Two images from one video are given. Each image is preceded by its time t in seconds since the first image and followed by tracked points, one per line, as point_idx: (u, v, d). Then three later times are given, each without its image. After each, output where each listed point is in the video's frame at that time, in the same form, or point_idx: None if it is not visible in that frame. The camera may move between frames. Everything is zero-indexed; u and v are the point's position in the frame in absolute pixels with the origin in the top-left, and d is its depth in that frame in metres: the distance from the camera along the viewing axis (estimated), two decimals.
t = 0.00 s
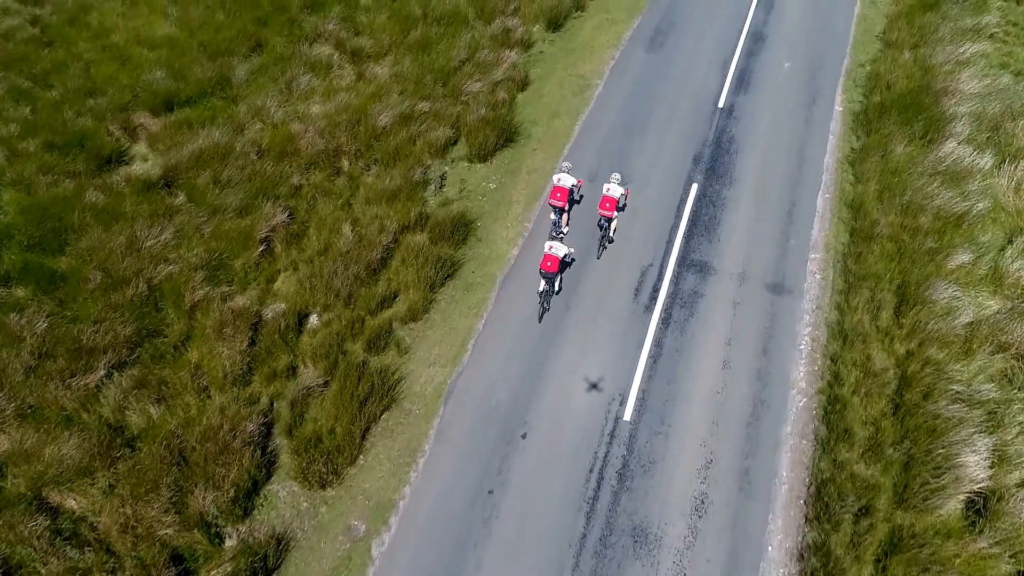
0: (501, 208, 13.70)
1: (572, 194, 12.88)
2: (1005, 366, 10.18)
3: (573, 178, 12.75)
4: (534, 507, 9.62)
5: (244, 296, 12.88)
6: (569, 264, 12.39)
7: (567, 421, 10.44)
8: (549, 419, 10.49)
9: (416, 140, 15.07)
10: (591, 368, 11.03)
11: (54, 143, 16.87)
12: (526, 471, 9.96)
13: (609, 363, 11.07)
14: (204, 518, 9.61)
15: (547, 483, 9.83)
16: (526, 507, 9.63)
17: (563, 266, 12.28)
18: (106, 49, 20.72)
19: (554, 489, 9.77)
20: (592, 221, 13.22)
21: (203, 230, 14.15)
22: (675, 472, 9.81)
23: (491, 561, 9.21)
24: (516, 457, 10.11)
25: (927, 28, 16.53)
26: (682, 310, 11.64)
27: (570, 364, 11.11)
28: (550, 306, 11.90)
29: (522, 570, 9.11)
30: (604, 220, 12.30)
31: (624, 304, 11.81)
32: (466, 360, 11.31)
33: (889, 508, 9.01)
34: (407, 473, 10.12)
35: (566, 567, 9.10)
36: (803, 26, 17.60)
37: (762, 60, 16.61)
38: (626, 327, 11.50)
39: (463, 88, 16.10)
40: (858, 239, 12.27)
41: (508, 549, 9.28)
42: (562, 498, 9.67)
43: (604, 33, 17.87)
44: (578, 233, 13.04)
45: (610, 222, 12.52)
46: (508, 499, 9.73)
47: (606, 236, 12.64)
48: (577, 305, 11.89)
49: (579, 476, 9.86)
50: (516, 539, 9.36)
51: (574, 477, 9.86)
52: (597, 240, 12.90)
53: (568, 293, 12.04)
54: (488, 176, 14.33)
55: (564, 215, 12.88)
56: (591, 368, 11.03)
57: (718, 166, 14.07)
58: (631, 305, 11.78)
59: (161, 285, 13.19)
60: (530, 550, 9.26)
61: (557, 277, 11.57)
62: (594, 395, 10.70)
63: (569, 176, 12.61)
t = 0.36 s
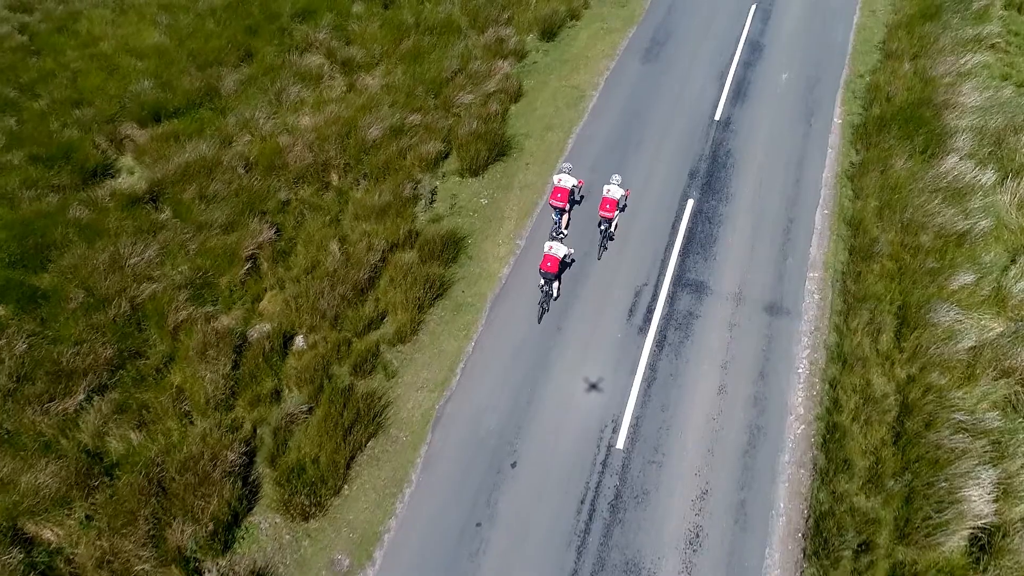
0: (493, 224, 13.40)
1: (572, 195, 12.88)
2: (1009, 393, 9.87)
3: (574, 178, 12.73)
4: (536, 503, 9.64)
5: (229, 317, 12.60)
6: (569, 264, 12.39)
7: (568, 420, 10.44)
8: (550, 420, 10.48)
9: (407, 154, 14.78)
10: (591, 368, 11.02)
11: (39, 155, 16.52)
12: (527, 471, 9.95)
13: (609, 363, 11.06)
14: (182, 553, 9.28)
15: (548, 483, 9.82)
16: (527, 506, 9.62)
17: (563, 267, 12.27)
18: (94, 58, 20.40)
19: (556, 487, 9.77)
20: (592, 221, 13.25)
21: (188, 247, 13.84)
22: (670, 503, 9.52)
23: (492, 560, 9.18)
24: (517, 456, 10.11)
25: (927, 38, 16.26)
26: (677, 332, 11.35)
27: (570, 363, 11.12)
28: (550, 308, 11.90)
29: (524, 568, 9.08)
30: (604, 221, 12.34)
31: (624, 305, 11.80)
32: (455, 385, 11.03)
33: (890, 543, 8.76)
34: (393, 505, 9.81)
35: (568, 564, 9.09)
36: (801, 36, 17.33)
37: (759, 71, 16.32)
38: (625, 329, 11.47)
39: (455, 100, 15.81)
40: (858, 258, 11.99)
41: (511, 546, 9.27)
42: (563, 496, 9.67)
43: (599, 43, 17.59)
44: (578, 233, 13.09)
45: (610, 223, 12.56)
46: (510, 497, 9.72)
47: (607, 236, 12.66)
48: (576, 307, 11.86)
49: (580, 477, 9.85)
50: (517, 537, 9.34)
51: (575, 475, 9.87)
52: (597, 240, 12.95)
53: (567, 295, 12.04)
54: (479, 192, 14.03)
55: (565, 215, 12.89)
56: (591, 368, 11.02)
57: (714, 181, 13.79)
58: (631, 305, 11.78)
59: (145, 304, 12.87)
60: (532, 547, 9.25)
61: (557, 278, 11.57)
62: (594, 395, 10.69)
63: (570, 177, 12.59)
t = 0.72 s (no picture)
0: (483, 243, 13.05)
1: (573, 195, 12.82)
2: (1014, 424, 9.57)
3: (575, 179, 12.66)
4: (537, 502, 9.62)
5: (211, 339, 12.28)
6: (570, 264, 12.39)
7: (568, 420, 10.42)
8: (549, 420, 10.45)
9: (396, 169, 14.44)
10: (591, 368, 10.99)
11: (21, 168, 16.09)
12: (526, 473, 9.92)
13: (609, 363, 11.03)
14: None
15: (548, 483, 9.79)
16: (527, 506, 9.59)
17: (563, 267, 12.29)
18: (80, 68, 20.03)
19: (556, 487, 9.75)
20: (593, 222, 13.21)
21: (171, 266, 13.49)
22: (663, 538, 9.20)
23: (492, 561, 9.14)
24: (517, 457, 10.09)
25: (928, 50, 15.95)
26: (671, 357, 11.02)
27: (569, 362, 11.11)
28: (550, 308, 11.86)
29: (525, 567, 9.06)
30: (605, 221, 12.26)
31: (624, 305, 11.77)
32: (442, 413, 10.69)
33: None
34: (376, 541, 9.47)
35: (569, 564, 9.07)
36: (799, 46, 17.00)
37: (756, 83, 15.98)
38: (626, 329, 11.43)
39: (446, 113, 15.48)
40: (857, 279, 11.67)
41: (511, 546, 9.24)
42: (563, 496, 9.65)
43: (593, 54, 17.28)
44: (579, 234, 13.04)
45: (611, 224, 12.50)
46: (510, 496, 9.70)
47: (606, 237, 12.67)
48: (575, 309, 11.81)
49: (579, 479, 9.81)
50: (518, 538, 9.31)
51: (575, 476, 9.84)
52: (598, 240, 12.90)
53: (567, 295, 12.03)
54: (469, 210, 13.68)
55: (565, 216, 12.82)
56: (590, 368, 10.99)
57: (710, 198, 13.45)
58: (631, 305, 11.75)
59: (125, 326, 12.50)
60: (532, 547, 9.22)
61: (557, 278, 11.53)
62: (594, 395, 10.67)
63: (571, 178, 12.52)
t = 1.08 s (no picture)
0: (472, 263, 12.71)
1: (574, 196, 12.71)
2: (1019, 457, 9.25)
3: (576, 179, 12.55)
4: (537, 501, 9.64)
5: (193, 363, 11.95)
6: (570, 265, 12.36)
7: (568, 420, 10.43)
8: (549, 421, 10.46)
9: (385, 185, 14.11)
10: (590, 369, 11.00)
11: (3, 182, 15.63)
12: (526, 474, 9.92)
13: (609, 364, 11.03)
14: None
15: (548, 484, 9.80)
16: (528, 506, 9.60)
17: (563, 268, 12.27)
18: (67, 78, 19.62)
19: (557, 486, 9.76)
20: (594, 223, 13.13)
21: (154, 286, 13.13)
22: None
23: (492, 562, 9.15)
24: (517, 458, 10.09)
25: (929, 61, 15.63)
26: (665, 384, 10.70)
27: (569, 361, 11.12)
28: (550, 309, 11.85)
29: (525, 566, 9.09)
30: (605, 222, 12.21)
31: (624, 307, 11.76)
32: (428, 444, 10.36)
33: None
34: None
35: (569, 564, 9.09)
36: (797, 57, 16.68)
37: (753, 97, 15.64)
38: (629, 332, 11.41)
39: (437, 127, 15.14)
40: (857, 302, 11.33)
41: (511, 546, 9.26)
42: (564, 496, 9.66)
43: (587, 65, 16.95)
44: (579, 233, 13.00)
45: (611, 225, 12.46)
46: (510, 496, 9.71)
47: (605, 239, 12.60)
48: (575, 311, 11.79)
49: (569, 515, 9.49)
50: (518, 538, 9.32)
51: (576, 476, 9.84)
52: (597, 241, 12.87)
53: (567, 297, 12.01)
54: (458, 228, 13.34)
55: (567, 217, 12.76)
56: (590, 369, 11.00)
57: (706, 216, 13.11)
58: (631, 306, 11.75)
59: (105, 349, 12.10)
60: (532, 547, 9.24)
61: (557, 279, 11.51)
62: (593, 396, 10.67)
63: (572, 178, 12.39)
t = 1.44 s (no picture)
0: (462, 284, 12.38)
1: (575, 196, 12.83)
2: None
3: (576, 179, 12.70)
4: (538, 501, 9.65)
5: (174, 389, 11.62)
6: (570, 265, 12.34)
7: (569, 420, 10.43)
8: (548, 420, 10.45)
9: (373, 202, 13.78)
10: (590, 369, 11.00)
11: None
12: (526, 475, 9.90)
13: (609, 364, 11.02)
14: None
15: (549, 484, 9.80)
16: (529, 506, 9.60)
17: (563, 270, 12.24)
18: (52, 88, 19.21)
19: (558, 486, 9.76)
20: (594, 223, 13.15)
21: (135, 307, 12.77)
22: None
23: (494, 562, 9.16)
24: (518, 458, 10.08)
25: (930, 73, 15.29)
26: (659, 413, 10.37)
27: (569, 361, 11.12)
28: (550, 310, 11.80)
29: (527, 566, 9.11)
30: (605, 222, 12.30)
31: (625, 307, 11.74)
32: (413, 476, 10.03)
33: None
34: None
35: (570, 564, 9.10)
36: (795, 69, 16.35)
37: (750, 109, 15.30)
38: (629, 332, 11.39)
39: (426, 142, 14.80)
40: (857, 326, 11.00)
41: (512, 548, 9.25)
42: (566, 497, 9.66)
43: (581, 76, 16.61)
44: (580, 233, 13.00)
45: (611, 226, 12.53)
46: (511, 497, 9.70)
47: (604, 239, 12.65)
48: (575, 312, 11.75)
49: (558, 551, 9.20)
50: (519, 539, 9.32)
51: (577, 477, 9.83)
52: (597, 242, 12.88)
53: (567, 298, 11.96)
54: (448, 246, 13.00)
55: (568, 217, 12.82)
56: (590, 369, 11.00)
57: (702, 235, 12.77)
58: (632, 307, 11.73)
59: (83, 373, 11.71)
60: (534, 547, 9.25)
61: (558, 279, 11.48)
62: (593, 396, 10.67)
63: (573, 179, 12.53)
